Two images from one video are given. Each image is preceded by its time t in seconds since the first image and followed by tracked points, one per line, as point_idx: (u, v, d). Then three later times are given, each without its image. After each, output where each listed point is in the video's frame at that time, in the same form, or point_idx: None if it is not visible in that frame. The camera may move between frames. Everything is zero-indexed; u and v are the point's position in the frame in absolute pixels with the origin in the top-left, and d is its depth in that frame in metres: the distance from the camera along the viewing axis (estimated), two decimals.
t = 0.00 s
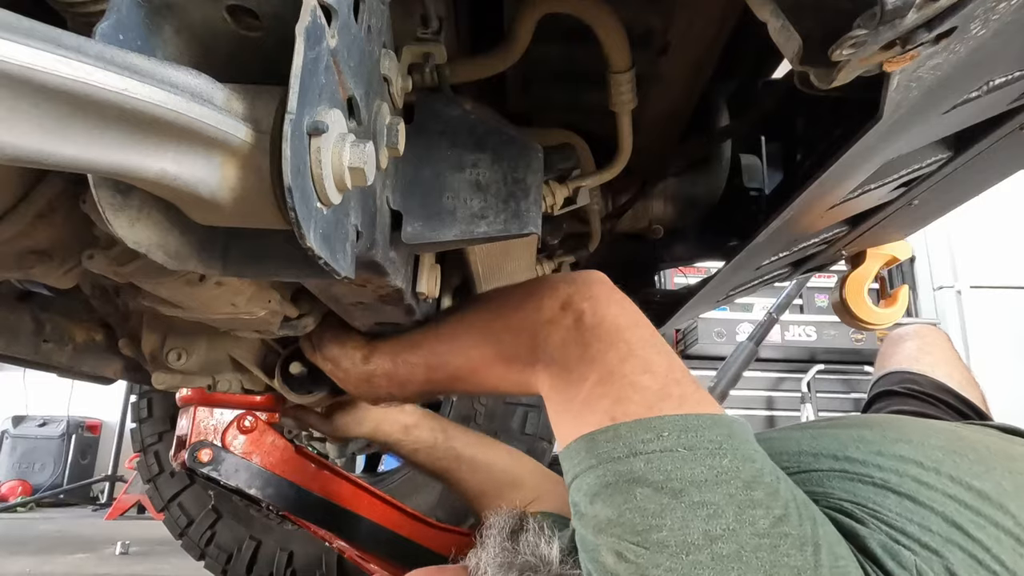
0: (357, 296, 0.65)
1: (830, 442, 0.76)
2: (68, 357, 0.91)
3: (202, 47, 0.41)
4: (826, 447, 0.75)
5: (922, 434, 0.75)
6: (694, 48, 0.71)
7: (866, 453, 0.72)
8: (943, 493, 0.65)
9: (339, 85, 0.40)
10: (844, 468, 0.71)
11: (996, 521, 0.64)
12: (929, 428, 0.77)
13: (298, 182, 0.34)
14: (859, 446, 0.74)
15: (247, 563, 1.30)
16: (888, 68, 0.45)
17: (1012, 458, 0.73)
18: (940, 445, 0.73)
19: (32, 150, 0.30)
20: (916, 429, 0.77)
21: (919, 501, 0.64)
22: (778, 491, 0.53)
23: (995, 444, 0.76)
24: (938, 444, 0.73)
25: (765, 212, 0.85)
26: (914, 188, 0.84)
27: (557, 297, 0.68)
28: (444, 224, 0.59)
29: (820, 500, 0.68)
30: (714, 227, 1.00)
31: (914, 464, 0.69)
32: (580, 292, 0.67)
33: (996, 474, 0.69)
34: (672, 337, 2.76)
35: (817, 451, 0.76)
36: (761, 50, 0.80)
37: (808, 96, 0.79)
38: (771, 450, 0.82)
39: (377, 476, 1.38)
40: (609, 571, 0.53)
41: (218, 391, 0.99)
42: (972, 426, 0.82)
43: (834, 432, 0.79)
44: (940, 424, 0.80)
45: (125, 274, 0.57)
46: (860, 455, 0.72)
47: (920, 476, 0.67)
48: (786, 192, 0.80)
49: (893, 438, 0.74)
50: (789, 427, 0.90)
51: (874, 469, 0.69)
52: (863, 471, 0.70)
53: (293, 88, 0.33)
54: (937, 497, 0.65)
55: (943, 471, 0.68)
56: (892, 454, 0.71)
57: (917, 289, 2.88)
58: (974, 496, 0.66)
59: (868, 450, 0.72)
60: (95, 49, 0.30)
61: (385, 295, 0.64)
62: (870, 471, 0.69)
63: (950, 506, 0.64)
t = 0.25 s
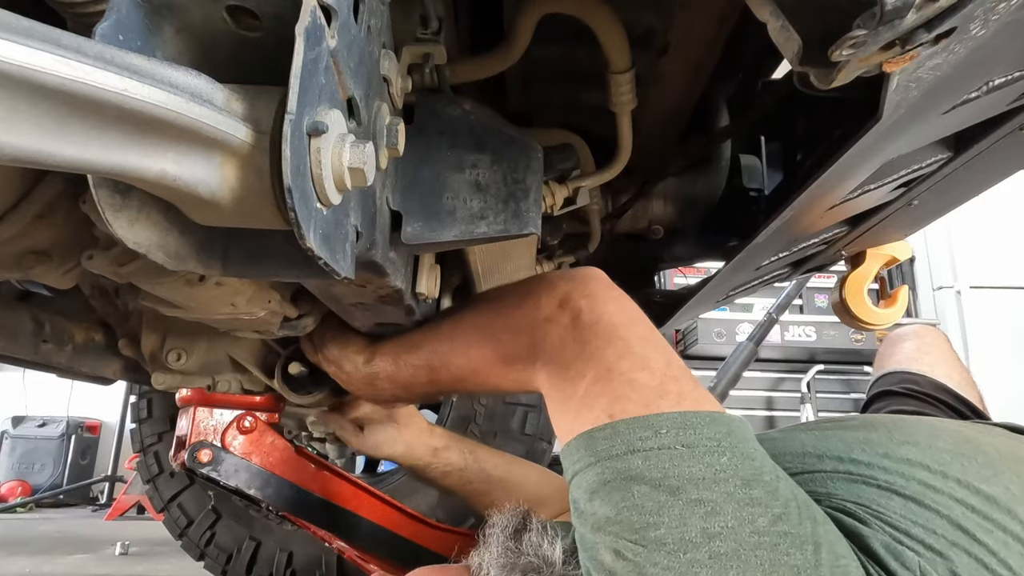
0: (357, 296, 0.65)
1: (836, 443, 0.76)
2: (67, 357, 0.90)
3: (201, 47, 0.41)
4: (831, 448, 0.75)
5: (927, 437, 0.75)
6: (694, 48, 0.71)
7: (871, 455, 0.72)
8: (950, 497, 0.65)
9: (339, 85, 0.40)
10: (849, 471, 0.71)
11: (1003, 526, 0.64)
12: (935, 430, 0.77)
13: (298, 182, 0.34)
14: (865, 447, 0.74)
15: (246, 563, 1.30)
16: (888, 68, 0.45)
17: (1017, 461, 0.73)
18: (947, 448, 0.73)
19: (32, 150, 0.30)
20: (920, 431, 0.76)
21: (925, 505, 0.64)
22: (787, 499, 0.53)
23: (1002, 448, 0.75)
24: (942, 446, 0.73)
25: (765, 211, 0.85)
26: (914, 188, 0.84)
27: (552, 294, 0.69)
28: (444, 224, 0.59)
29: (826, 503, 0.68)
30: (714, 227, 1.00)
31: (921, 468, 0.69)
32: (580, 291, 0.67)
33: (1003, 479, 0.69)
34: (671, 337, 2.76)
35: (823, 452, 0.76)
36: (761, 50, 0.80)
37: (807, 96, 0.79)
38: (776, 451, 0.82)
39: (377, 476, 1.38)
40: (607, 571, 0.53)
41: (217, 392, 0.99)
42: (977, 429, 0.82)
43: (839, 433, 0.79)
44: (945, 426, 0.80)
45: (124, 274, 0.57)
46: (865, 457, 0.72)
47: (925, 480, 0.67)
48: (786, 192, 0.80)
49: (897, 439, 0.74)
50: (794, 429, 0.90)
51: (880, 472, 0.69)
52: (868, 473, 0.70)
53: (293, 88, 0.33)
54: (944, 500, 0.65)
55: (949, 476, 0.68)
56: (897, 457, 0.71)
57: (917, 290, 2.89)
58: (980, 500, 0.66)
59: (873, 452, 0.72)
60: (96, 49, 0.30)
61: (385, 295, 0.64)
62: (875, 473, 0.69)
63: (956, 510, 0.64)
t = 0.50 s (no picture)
0: (357, 296, 0.65)
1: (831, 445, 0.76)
2: (67, 357, 0.90)
3: (201, 47, 0.41)
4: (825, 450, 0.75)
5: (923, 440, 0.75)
6: (694, 48, 0.71)
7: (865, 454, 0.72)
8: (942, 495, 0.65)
9: (339, 85, 0.40)
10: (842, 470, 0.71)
11: (997, 523, 0.64)
12: (932, 430, 0.77)
13: (298, 182, 0.34)
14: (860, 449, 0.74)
15: (246, 563, 1.30)
16: (888, 68, 0.45)
17: (1012, 459, 0.73)
18: (941, 446, 0.73)
19: (32, 151, 0.30)
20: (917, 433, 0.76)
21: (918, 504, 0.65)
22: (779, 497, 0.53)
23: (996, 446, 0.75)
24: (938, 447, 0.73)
25: (765, 211, 0.85)
26: (914, 188, 0.84)
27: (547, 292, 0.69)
28: (444, 224, 0.59)
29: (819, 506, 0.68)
30: (714, 227, 1.00)
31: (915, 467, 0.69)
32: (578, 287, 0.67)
33: (997, 475, 0.69)
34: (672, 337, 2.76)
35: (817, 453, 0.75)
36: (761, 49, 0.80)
37: (807, 96, 0.79)
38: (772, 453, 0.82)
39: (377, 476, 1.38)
40: (603, 572, 0.53)
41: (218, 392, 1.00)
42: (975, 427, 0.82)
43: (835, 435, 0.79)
44: (940, 426, 0.80)
45: (124, 274, 0.57)
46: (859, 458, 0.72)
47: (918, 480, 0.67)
48: (786, 192, 0.80)
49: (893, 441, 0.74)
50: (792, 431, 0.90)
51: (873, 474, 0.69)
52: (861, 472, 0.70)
53: (293, 88, 0.33)
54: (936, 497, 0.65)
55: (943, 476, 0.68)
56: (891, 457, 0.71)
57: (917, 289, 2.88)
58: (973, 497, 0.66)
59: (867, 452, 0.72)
60: (96, 49, 0.30)
61: (385, 295, 0.64)
62: (868, 471, 0.69)
63: (949, 505, 0.64)
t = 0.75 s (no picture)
0: (357, 296, 0.65)
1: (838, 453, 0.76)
2: (67, 357, 0.91)
3: (201, 47, 0.41)
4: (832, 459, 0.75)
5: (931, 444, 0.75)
6: (694, 48, 0.71)
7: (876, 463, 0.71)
8: (957, 509, 0.66)
9: (339, 85, 0.40)
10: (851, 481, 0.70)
11: (1010, 534, 0.65)
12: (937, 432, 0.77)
13: (298, 182, 0.34)
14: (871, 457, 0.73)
15: (246, 563, 1.30)
16: (888, 68, 0.45)
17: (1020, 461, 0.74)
18: (952, 450, 0.73)
19: (33, 151, 0.30)
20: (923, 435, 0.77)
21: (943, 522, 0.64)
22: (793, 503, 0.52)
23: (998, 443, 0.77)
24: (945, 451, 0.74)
25: (765, 211, 0.85)
26: (914, 188, 0.84)
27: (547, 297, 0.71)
28: (444, 223, 0.59)
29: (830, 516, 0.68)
30: (714, 226, 1.00)
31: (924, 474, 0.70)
32: (584, 288, 0.67)
33: (1006, 481, 0.70)
34: (672, 337, 2.76)
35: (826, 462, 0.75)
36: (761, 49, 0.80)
37: (807, 96, 0.79)
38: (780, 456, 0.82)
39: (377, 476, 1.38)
40: None
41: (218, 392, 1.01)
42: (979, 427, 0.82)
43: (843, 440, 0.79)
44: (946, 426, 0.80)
45: (124, 274, 0.57)
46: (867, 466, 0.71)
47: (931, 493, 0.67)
48: (786, 192, 0.80)
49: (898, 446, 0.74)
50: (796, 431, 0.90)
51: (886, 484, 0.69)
52: (873, 484, 0.69)
53: (293, 88, 0.33)
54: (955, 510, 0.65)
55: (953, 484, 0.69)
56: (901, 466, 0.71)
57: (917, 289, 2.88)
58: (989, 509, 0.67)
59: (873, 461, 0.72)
60: (96, 49, 0.30)
61: (385, 295, 0.64)
62: (879, 481, 0.69)
63: (966, 520, 0.64)
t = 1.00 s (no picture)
0: (357, 296, 0.65)
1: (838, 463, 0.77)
2: (67, 357, 0.91)
3: (201, 47, 0.41)
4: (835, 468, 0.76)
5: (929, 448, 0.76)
6: (694, 48, 0.71)
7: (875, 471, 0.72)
8: (957, 508, 0.65)
9: (339, 85, 0.40)
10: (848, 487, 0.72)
11: None
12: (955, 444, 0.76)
13: (298, 182, 0.34)
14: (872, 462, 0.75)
15: (246, 563, 1.30)
16: (888, 68, 0.45)
17: (1021, 461, 0.74)
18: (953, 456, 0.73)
19: (32, 151, 0.30)
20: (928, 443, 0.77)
21: (936, 518, 0.63)
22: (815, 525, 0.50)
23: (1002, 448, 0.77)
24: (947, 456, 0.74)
25: (765, 211, 0.85)
26: (914, 188, 0.84)
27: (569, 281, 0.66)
28: (444, 224, 0.59)
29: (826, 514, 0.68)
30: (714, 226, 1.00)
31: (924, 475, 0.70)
32: (608, 276, 0.60)
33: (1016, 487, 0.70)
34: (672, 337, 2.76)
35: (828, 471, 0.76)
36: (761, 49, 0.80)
37: (807, 96, 0.79)
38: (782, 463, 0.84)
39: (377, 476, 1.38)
40: None
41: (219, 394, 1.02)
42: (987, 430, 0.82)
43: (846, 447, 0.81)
44: (948, 431, 0.81)
45: (124, 274, 0.57)
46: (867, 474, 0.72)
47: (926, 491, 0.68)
48: (786, 191, 0.79)
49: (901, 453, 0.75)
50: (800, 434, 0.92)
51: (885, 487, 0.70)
52: (872, 488, 0.69)
53: (293, 88, 0.33)
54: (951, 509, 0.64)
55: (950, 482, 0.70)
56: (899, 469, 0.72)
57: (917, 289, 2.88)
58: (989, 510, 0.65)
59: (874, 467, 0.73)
60: (96, 49, 0.30)
61: (385, 295, 0.64)
62: (878, 488, 0.69)
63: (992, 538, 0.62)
